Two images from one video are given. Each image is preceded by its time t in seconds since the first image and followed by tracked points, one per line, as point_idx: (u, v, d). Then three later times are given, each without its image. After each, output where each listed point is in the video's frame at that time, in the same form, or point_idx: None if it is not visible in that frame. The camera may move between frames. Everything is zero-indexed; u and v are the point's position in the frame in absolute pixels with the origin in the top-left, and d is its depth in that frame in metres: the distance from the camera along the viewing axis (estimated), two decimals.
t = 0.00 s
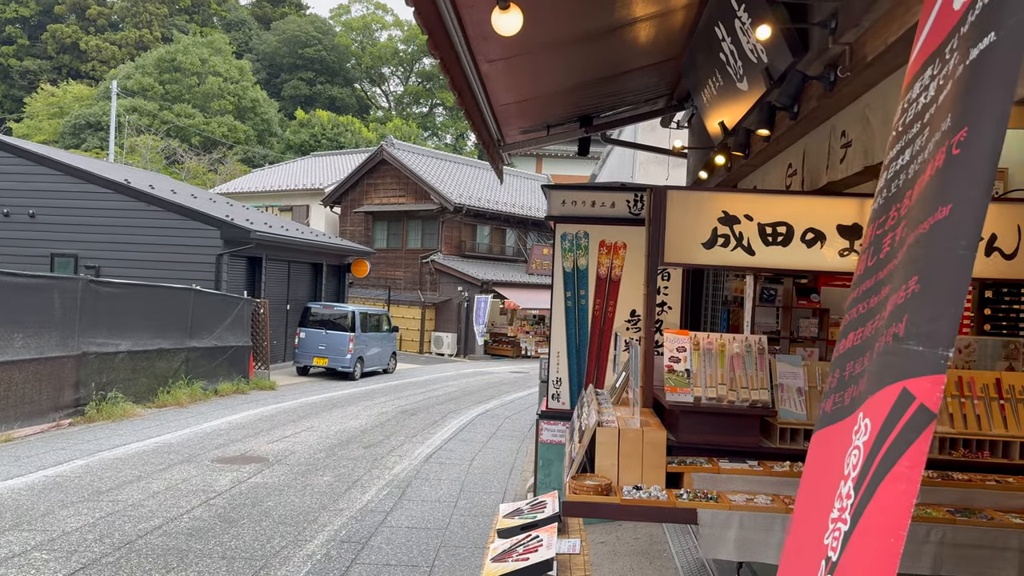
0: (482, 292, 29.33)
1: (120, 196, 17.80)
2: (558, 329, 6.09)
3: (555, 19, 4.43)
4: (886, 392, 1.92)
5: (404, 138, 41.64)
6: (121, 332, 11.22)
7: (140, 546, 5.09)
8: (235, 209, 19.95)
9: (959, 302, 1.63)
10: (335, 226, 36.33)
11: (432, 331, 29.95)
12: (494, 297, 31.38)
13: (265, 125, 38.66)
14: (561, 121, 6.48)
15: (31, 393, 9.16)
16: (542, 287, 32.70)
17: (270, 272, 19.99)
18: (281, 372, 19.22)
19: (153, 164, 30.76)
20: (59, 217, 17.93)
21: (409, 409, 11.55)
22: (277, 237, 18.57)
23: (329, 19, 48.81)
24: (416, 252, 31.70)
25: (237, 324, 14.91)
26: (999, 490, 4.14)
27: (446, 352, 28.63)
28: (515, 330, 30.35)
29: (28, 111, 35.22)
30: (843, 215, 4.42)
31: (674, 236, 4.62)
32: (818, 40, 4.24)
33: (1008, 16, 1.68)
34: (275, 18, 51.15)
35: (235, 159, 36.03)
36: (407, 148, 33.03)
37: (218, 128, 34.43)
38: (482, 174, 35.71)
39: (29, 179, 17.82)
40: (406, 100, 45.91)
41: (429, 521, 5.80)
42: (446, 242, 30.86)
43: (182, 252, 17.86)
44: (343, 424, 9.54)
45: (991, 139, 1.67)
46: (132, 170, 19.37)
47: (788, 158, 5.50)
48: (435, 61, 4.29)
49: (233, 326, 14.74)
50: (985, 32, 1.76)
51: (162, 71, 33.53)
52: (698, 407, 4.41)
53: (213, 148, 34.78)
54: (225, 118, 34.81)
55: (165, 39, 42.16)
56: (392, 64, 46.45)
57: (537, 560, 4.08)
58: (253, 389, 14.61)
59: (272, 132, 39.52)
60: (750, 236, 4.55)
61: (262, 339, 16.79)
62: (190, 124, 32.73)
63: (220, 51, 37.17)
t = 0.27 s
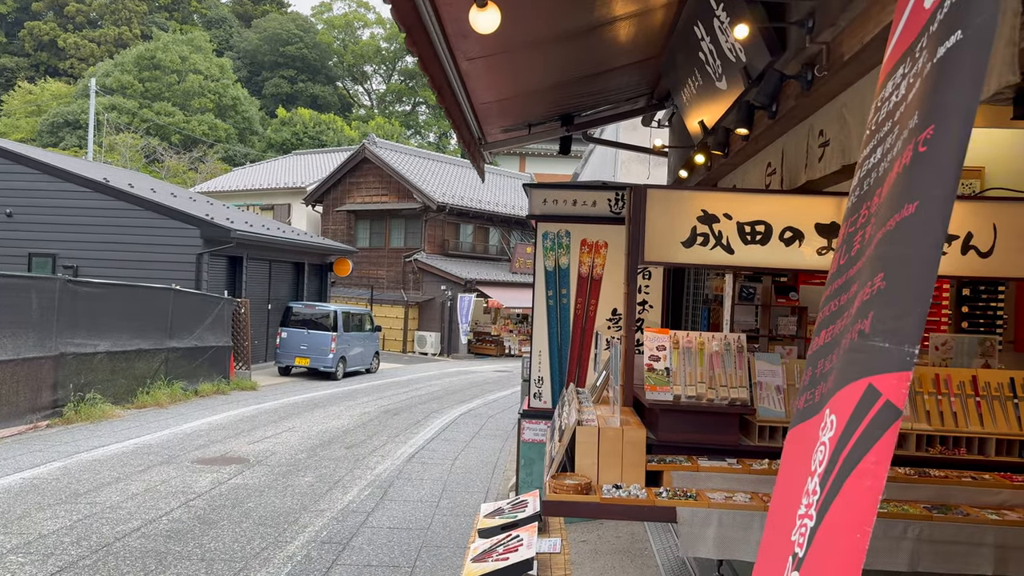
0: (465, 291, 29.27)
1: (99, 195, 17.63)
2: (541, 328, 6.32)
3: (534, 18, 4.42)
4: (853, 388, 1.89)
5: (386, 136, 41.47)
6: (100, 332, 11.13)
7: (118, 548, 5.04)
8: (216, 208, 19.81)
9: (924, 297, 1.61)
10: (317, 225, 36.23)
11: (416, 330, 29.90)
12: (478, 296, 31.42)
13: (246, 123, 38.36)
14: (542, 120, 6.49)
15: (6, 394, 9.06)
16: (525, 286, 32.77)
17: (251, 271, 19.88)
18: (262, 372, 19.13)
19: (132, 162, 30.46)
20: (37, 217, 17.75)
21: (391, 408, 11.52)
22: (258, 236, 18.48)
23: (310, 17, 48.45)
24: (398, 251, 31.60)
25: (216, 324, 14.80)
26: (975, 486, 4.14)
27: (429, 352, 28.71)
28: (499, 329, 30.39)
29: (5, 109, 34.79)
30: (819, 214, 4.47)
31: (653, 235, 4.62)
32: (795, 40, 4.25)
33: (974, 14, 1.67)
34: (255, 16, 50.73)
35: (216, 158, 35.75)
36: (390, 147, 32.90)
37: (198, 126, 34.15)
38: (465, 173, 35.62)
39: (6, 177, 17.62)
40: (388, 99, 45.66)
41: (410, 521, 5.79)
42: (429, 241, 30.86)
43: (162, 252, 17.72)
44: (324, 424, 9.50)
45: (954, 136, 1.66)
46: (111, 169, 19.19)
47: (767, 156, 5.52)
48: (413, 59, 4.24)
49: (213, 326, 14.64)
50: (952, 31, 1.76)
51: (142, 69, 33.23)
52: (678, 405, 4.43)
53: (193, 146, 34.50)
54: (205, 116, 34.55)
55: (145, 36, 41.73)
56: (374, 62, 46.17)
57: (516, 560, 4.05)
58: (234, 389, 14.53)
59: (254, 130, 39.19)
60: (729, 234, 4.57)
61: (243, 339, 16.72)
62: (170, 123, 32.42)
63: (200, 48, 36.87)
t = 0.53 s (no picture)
0: (450, 289, 29.55)
1: (79, 192, 17.43)
2: (525, 325, 6.52)
3: (515, 14, 4.41)
4: (825, 382, 1.89)
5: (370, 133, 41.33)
6: (80, 331, 11.04)
7: (97, 549, 5.00)
8: (197, 205, 19.66)
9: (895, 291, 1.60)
10: (300, 223, 36.09)
11: (400, 328, 29.81)
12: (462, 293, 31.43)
13: (228, 120, 38.02)
14: (524, 116, 6.50)
15: None
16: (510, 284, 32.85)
17: (232, 270, 19.81)
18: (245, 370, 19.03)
19: (112, 159, 30.08)
20: (15, 214, 17.53)
21: (375, 407, 11.49)
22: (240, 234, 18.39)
23: (293, 14, 48.11)
24: (382, 249, 31.49)
25: (198, 322, 14.71)
26: (952, 480, 4.17)
27: (412, 349, 28.78)
28: (483, 327, 30.40)
29: None
30: (798, 211, 4.50)
31: (634, 232, 4.64)
32: (775, 37, 4.26)
33: (946, 9, 1.67)
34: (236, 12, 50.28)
35: (198, 155, 35.41)
36: (373, 144, 32.76)
37: (179, 123, 33.85)
38: (448, 170, 35.53)
39: None
40: (372, 96, 45.55)
41: (393, 519, 5.78)
42: (413, 238, 30.85)
43: (143, 250, 17.57)
44: (306, 423, 9.46)
45: (925, 131, 1.65)
46: (90, 166, 18.97)
47: (747, 154, 5.55)
48: (394, 56, 4.20)
49: (194, 325, 14.53)
50: (923, 26, 1.77)
51: (122, 65, 32.85)
52: (659, 402, 4.45)
53: (175, 143, 34.16)
54: (187, 113, 34.22)
55: (124, 32, 41.25)
56: (357, 58, 45.92)
57: (497, 557, 4.03)
58: (216, 388, 14.44)
59: (236, 127, 38.80)
60: (710, 231, 4.58)
61: (224, 336, 16.68)
62: (151, 119, 32.06)
63: (181, 45, 36.12)
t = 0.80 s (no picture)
0: (436, 284, 29.28)
1: (61, 187, 17.27)
2: (510, 322, 6.78)
3: (499, 9, 4.40)
4: (800, 375, 1.89)
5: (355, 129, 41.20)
6: (62, 327, 10.98)
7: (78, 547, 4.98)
8: (180, 200, 19.54)
9: (867, 283, 1.60)
10: (284, 218, 35.95)
11: (385, 324, 29.78)
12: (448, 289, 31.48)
13: (212, 115, 37.73)
14: (508, 111, 6.54)
15: None
16: (495, 280, 32.94)
17: (215, 265, 19.75)
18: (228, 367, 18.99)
19: (94, 154, 29.73)
20: None
21: (360, 403, 11.50)
22: (223, 230, 18.34)
23: (277, 8, 47.78)
24: (367, 244, 31.43)
25: (181, 318, 14.78)
26: (929, 473, 4.19)
27: (399, 346, 28.81)
28: (469, 323, 30.47)
29: None
30: (778, 206, 4.53)
31: (617, 226, 4.67)
32: (756, 32, 4.29)
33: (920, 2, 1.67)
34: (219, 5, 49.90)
35: (181, 150, 35.12)
36: (357, 139, 32.66)
37: (162, 118, 33.52)
38: (433, 165, 35.47)
39: None
40: (357, 90, 45.50)
41: (378, 515, 5.77)
42: (398, 234, 30.87)
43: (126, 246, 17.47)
44: (291, 419, 9.44)
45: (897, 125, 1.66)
46: (71, 161, 18.78)
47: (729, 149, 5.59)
48: (376, 50, 4.15)
49: (177, 321, 14.56)
50: (900, 19, 1.78)
51: (104, 59, 32.53)
52: (641, 396, 4.46)
53: (157, 138, 33.88)
54: (170, 108, 33.94)
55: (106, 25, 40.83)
56: (342, 54, 45.73)
57: (481, 552, 4.00)
58: (200, 385, 14.42)
59: (219, 122, 38.47)
60: (692, 226, 4.60)
61: (206, 331, 16.52)
62: (133, 114, 31.75)
63: (164, 39, 35.94)
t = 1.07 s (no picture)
0: (422, 279, 29.87)
1: (42, 180, 17.08)
2: (495, 317, 6.95)
3: (483, 2, 4.37)
4: (781, 368, 1.88)
5: (340, 122, 41.03)
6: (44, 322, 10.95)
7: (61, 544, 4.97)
8: (163, 194, 19.39)
9: (849, 275, 1.59)
10: (268, 212, 35.72)
11: (371, 318, 29.78)
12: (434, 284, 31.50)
13: (195, 108, 37.37)
14: (492, 106, 6.57)
15: None
16: (481, 274, 33.04)
17: (198, 260, 19.67)
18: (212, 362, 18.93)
19: (76, 148, 29.22)
20: None
21: (345, 397, 11.55)
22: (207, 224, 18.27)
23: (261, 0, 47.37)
24: (353, 239, 31.34)
25: (164, 313, 14.56)
26: (910, 465, 4.23)
27: (384, 340, 28.49)
28: (455, 318, 30.52)
29: None
30: (761, 200, 4.54)
31: (601, 221, 4.66)
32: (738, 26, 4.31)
33: None
34: None
35: (164, 144, 34.76)
36: (342, 133, 32.51)
37: (145, 112, 33.14)
38: (419, 159, 35.40)
39: None
40: (341, 84, 45.29)
41: (362, 510, 5.77)
42: (384, 228, 30.81)
43: (108, 240, 17.32)
44: (278, 415, 9.54)
45: (876, 116, 1.66)
46: (52, 154, 18.53)
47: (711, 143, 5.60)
48: (359, 43, 4.09)
49: (160, 315, 14.33)
50: (878, 12, 1.80)
51: (86, 52, 32.09)
52: (625, 389, 4.47)
53: (140, 132, 33.50)
54: (153, 101, 33.56)
55: (86, 17, 40.29)
56: (327, 47, 45.45)
57: (464, 545, 4.00)
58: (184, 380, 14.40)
59: (203, 115, 38.13)
60: (675, 220, 4.61)
61: (191, 328, 16.72)
62: (116, 107, 31.33)
63: (146, 31, 35.72)
